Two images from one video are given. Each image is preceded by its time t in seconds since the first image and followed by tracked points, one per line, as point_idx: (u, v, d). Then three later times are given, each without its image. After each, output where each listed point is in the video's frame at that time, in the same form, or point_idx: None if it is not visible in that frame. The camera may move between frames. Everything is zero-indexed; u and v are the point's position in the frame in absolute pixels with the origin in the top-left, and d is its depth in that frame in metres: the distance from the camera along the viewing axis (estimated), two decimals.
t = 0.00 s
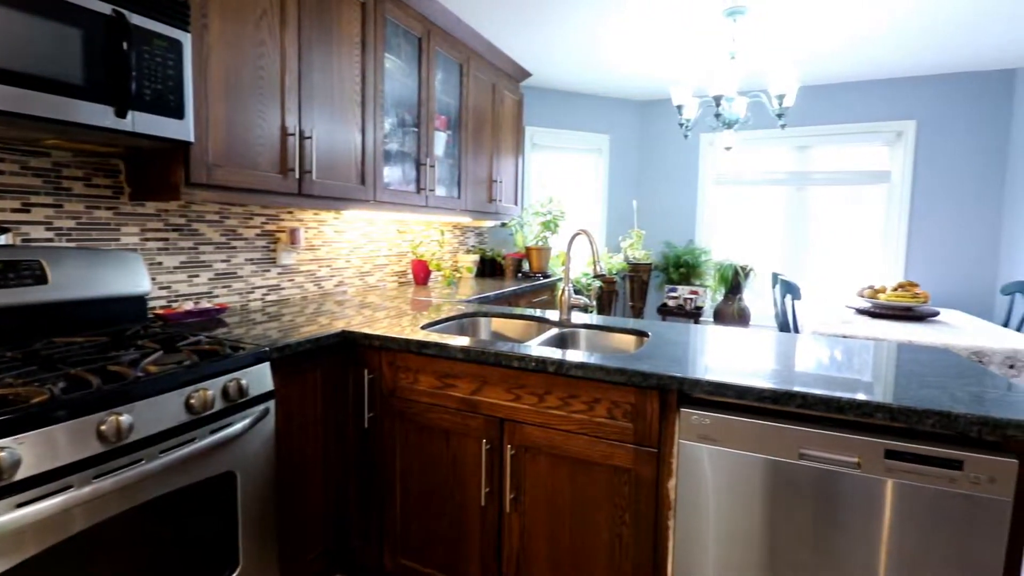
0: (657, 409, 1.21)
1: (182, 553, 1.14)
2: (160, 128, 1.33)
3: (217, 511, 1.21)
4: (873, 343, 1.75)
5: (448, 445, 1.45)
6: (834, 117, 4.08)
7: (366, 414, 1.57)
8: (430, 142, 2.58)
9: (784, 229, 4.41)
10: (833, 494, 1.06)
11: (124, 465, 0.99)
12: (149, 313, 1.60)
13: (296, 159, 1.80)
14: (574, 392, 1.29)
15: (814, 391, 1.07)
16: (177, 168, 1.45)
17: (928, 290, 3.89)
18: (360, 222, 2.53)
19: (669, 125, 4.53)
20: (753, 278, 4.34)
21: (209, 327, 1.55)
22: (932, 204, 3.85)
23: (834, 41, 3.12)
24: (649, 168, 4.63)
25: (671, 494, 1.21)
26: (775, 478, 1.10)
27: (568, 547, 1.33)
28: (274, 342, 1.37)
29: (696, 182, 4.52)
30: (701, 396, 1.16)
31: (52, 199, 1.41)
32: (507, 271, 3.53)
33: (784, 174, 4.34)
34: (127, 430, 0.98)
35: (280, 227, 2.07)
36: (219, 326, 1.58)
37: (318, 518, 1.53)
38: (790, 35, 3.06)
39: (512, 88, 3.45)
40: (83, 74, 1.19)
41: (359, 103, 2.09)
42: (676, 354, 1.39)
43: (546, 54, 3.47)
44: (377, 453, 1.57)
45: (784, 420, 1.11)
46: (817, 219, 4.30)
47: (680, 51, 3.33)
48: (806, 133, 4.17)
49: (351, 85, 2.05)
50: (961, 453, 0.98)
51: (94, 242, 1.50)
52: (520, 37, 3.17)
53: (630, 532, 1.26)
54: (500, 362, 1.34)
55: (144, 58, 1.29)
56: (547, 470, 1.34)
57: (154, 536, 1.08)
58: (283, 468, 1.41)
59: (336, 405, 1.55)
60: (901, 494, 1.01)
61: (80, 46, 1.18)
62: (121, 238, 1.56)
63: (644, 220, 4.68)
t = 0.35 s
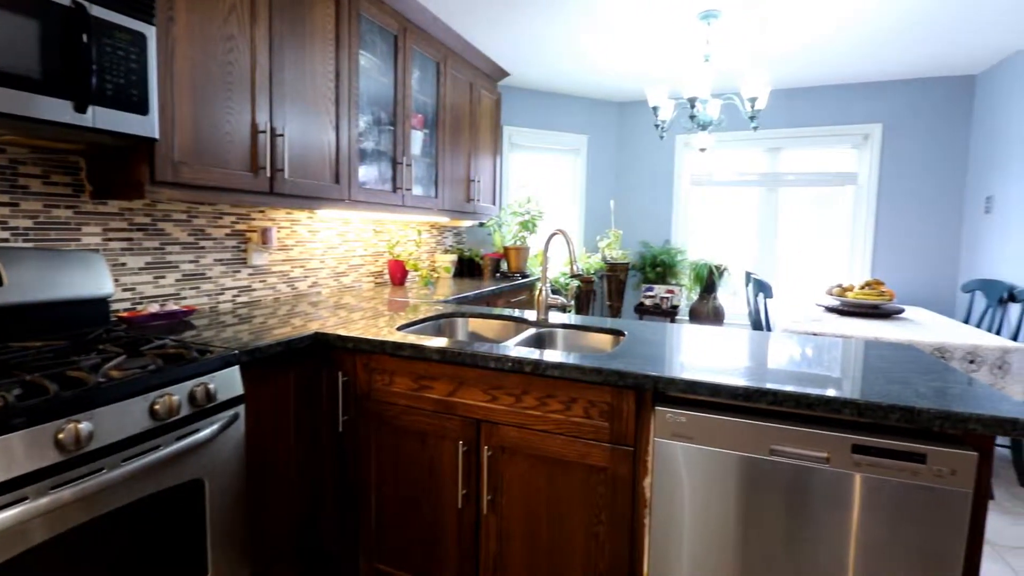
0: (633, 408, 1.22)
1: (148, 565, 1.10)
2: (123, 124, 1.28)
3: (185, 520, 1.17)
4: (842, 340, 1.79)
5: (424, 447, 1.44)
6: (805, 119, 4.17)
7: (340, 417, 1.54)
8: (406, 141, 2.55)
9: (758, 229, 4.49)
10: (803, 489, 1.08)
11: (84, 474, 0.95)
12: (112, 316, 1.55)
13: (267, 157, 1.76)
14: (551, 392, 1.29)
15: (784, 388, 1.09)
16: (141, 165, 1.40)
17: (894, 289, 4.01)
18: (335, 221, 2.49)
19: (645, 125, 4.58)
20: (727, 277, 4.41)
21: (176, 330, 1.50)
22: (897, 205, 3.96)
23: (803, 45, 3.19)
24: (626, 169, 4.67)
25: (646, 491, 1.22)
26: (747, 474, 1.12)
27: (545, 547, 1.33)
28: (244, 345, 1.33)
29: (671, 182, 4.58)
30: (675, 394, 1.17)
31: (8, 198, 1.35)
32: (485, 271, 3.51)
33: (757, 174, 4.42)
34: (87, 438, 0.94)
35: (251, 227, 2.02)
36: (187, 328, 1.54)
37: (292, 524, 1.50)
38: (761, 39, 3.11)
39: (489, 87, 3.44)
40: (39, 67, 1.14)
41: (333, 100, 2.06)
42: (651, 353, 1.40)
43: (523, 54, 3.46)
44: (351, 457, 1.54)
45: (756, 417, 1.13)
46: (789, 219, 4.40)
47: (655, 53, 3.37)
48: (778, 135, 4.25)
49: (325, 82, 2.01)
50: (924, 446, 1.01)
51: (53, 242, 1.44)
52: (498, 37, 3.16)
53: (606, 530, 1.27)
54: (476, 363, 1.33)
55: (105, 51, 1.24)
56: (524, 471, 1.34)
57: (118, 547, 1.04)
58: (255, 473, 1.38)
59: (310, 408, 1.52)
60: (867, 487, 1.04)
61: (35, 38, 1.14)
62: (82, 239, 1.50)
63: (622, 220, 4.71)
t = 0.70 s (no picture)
0: (605, 406, 1.22)
1: None
2: (76, 118, 1.23)
3: (145, 530, 1.13)
4: (808, 336, 1.83)
5: (396, 450, 1.41)
6: (773, 121, 4.26)
7: (309, 421, 1.51)
8: (378, 138, 2.51)
9: (728, 228, 4.57)
10: (771, 483, 1.10)
11: (34, 486, 0.90)
12: (66, 319, 1.49)
13: (232, 154, 1.71)
14: (524, 392, 1.28)
15: (751, 384, 1.11)
16: (96, 162, 1.34)
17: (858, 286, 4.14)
18: (304, 220, 2.44)
19: (619, 125, 4.62)
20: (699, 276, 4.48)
21: (135, 333, 1.45)
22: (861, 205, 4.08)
23: (770, 48, 3.26)
24: (600, 168, 4.71)
25: (618, 489, 1.23)
26: (717, 470, 1.13)
27: (518, 547, 1.32)
28: (207, 349, 1.29)
29: (644, 182, 4.63)
30: (647, 392, 1.18)
31: None
32: (460, 270, 3.49)
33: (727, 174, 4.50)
34: (37, 448, 0.90)
35: (216, 226, 1.96)
36: (147, 332, 1.48)
37: (259, 532, 1.46)
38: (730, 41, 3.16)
39: (463, 86, 3.41)
40: None
41: (302, 96, 2.01)
42: (623, 351, 1.40)
43: (496, 53, 3.45)
44: (321, 461, 1.51)
45: (725, 413, 1.14)
46: (758, 218, 4.49)
47: (627, 54, 3.39)
48: (747, 136, 4.34)
49: (292, 77, 1.97)
50: (885, 439, 1.04)
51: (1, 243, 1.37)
52: (471, 35, 3.14)
53: (580, 529, 1.27)
54: (448, 363, 1.31)
55: (56, 42, 1.19)
56: (497, 471, 1.33)
57: (73, 560, 1.00)
58: (219, 480, 1.33)
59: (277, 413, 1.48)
60: (832, 480, 1.06)
61: None
62: (33, 239, 1.43)
63: (596, 219, 4.74)
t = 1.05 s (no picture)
0: (579, 405, 1.22)
1: None
2: (30, 113, 1.18)
3: (105, 541, 1.09)
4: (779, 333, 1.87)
5: (369, 453, 1.39)
6: (745, 122, 4.33)
7: (279, 425, 1.47)
8: (352, 136, 2.48)
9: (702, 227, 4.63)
10: (742, 479, 1.11)
11: None
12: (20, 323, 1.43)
13: (198, 151, 1.66)
14: (498, 392, 1.27)
15: (722, 381, 1.12)
16: (52, 158, 1.29)
17: (826, 284, 4.24)
18: (275, 220, 2.38)
19: (595, 125, 4.65)
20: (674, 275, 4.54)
21: (95, 337, 1.39)
22: (829, 205, 4.19)
23: (742, 51, 3.31)
24: (576, 168, 4.73)
25: (592, 487, 1.23)
26: (690, 467, 1.14)
27: (494, 548, 1.31)
28: (171, 351, 1.25)
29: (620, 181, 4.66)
30: (621, 390, 1.18)
31: None
32: (437, 270, 3.46)
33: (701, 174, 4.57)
34: None
35: (182, 226, 1.91)
36: (108, 335, 1.43)
37: (228, 539, 1.42)
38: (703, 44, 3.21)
39: (439, 84, 3.39)
40: None
41: (272, 92, 1.97)
42: (598, 350, 1.41)
43: (472, 51, 3.43)
44: (292, 466, 1.47)
45: (697, 410, 1.15)
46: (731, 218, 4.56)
47: (602, 54, 3.42)
48: (720, 137, 4.41)
49: (262, 72, 1.93)
50: (850, 433, 1.06)
51: None
52: (446, 33, 3.12)
53: (555, 527, 1.27)
54: (422, 364, 1.30)
55: (8, 33, 1.14)
56: (472, 473, 1.32)
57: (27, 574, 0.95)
58: (186, 487, 1.29)
59: (247, 416, 1.44)
60: (800, 475, 1.08)
61: None
62: None
63: (572, 219, 4.76)
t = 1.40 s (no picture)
0: (550, 404, 1.22)
1: None
2: None
3: (56, 555, 1.04)
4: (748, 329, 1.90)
5: (338, 456, 1.36)
6: (715, 123, 4.40)
7: (244, 430, 1.43)
8: (322, 133, 2.43)
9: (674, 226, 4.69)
10: (711, 474, 1.13)
11: None
12: None
13: (157, 148, 1.60)
14: (469, 392, 1.26)
15: (691, 378, 1.13)
16: None
17: (793, 282, 4.34)
18: (241, 219, 2.32)
19: (568, 125, 4.66)
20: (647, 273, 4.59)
21: (47, 341, 1.33)
22: (796, 205, 4.29)
23: (711, 53, 3.37)
24: (550, 167, 4.74)
25: (564, 486, 1.23)
26: (660, 463, 1.15)
27: (466, 550, 1.30)
28: (129, 355, 1.20)
29: (594, 181, 4.69)
30: (592, 388, 1.18)
31: None
32: (410, 270, 3.42)
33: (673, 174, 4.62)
34: None
35: (141, 225, 1.84)
36: (62, 339, 1.37)
37: (191, 550, 1.37)
38: (673, 45, 3.25)
39: (411, 81, 3.35)
40: None
41: (236, 87, 1.92)
42: (570, 348, 1.41)
43: (445, 49, 3.40)
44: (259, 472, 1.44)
45: (666, 407, 1.17)
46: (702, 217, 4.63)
47: (575, 54, 3.43)
48: (691, 137, 4.47)
49: (225, 66, 1.87)
50: (813, 427, 1.09)
51: None
52: (418, 29, 3.08)
53: (527, 528, 1.26)
54: (391, 366, 1.27)
55: None
56: (444, 475, 1.30)
57: None
58: (147, 496, 1.24)
59: (210, 421, 1.40)
60: (766, 469, 1.10)
61: None
62: None
63: (546, 218, 4.77)
